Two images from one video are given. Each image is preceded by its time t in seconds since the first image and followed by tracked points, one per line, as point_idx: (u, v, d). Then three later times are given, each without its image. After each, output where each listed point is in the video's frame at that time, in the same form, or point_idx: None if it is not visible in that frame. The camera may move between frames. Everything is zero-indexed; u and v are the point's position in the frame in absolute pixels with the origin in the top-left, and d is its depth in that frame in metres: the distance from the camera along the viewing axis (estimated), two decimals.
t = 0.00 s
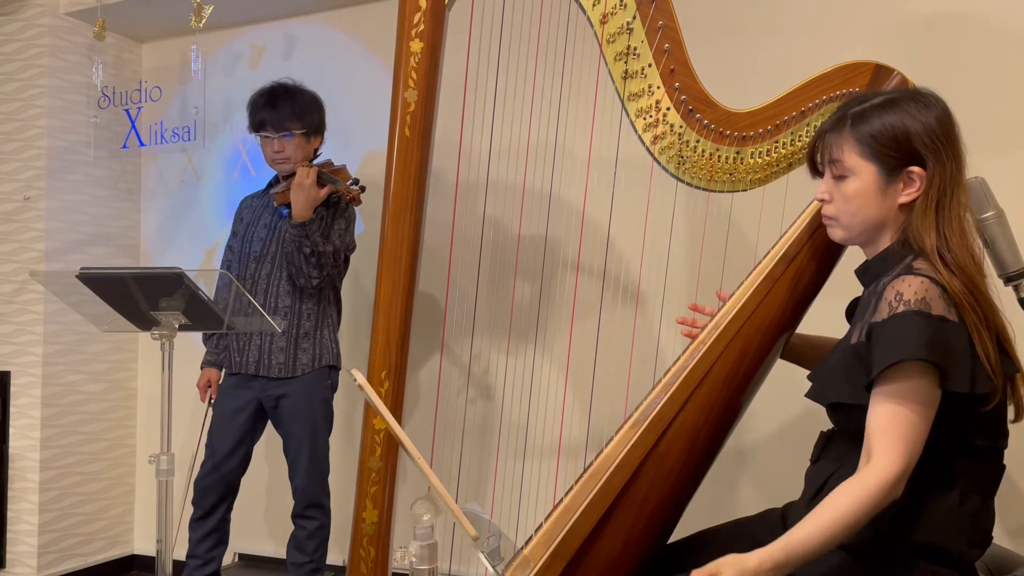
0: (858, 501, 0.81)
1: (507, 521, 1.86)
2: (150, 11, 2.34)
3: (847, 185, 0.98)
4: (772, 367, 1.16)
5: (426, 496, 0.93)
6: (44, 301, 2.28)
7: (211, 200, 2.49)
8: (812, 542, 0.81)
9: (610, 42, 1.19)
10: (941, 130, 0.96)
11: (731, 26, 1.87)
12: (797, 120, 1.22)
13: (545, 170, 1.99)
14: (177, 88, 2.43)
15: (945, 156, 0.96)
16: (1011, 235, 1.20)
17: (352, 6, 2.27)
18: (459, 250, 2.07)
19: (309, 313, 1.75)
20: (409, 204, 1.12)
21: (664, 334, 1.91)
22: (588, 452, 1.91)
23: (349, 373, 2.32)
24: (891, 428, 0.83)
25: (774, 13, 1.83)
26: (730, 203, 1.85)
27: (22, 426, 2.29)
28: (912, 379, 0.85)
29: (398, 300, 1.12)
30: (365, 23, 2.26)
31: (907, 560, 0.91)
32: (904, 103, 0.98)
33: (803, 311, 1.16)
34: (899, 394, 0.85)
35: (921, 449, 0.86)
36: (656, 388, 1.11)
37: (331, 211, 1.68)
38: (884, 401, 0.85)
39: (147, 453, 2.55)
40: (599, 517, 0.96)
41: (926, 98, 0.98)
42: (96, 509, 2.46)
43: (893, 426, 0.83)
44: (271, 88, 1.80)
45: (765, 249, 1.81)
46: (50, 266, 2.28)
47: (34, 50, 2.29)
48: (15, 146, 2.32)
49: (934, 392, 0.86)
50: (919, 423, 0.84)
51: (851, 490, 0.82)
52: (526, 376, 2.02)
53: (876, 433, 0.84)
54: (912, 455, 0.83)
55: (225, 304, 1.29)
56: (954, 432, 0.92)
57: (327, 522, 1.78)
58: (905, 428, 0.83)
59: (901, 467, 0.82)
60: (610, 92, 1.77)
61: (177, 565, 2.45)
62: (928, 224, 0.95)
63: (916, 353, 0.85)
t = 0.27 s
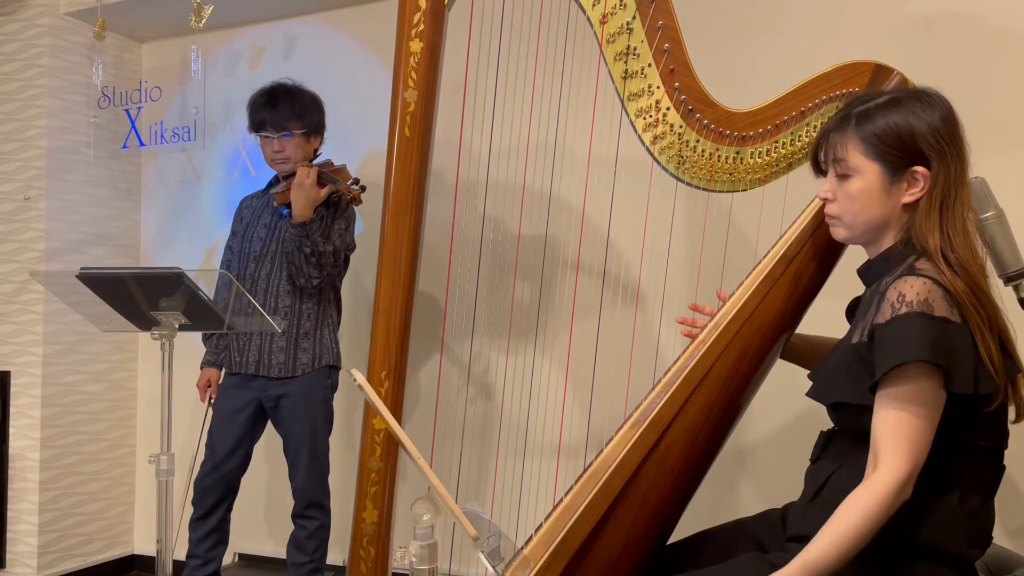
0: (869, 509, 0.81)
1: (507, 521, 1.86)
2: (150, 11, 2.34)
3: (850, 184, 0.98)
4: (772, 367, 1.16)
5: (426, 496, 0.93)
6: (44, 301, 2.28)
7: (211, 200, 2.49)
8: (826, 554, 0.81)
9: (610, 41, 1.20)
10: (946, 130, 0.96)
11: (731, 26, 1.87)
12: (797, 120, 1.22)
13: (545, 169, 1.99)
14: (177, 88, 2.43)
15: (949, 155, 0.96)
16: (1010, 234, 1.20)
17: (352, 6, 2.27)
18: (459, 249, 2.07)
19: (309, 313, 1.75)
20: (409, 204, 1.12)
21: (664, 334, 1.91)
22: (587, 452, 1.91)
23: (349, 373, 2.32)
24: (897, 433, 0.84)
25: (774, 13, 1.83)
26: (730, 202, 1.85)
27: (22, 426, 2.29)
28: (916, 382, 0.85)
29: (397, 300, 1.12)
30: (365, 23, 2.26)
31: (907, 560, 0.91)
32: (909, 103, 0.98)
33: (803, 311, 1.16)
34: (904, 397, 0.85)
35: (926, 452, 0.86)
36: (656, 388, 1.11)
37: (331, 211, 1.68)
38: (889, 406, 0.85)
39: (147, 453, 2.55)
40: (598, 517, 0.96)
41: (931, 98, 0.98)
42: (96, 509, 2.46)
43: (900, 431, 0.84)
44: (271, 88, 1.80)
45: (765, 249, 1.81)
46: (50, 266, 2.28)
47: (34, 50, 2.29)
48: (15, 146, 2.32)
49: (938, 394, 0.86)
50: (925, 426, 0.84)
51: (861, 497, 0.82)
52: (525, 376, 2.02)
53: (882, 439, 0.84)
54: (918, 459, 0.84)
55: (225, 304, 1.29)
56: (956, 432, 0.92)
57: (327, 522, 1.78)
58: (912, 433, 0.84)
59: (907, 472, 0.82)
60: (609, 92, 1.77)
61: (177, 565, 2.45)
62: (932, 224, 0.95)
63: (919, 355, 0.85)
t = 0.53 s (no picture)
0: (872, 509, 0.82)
1: (507, 521, 1.87)
2: (150, 11, 2.34)
3: (853, 183, 0.98)
4: (773, 367, 1.16)
5: (426, 496, 0.93)
6: (44, 301, 2.28)
7: (211, 200, 2.49)
8: (831, 556, 0.81)
9: (610, 41, 1.19)
10: (949, 130, 0.96)
11: (732, 26, 1.87)
12: (798, 120, 1.22)
13: (545, 169, 1.99)
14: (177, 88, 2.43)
15: (952, 156, 0.96)
16: (1010, 235, 1.20)
17: (352, 6, 2.27)
18: (460, 249, 2.08)
19: (309, 313, 1.75)
20: (409, 204, 1.12)
21: (664, 334, 1.91)
22: (587, 452, 1.91)
23: (349, 373, 2.32)
24: (899, 434, 0.84)
25: (773, 13, 1.83)
26: (731, 203, 1.85)
27: (22, 426, 2.29)
28: (917, 382, 0.85)
29: (398, 300, 1.12)
30: (365, 23, 2.26)
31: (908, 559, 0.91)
32: (912, 103, 0.98)
33: (803, 312, 1.16)
34: (905, 398, 0.85)
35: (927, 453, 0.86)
36: (657, 388, 1.11)
37: (331, 211, 1.68)
38: (890, 406, 0.86)
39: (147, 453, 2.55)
40: (598, 518, 0.96)
41: (934, 98, 0.98)
42: (96, 509, 2.46)
43: (902, 432, 0.84)
44: (271, 88, 1.80)
45: (766, 249, 1.81)
46: (50, 266, 2.28)
47: (34, 50, 2.29)
48: (15, 146, 2.32)
49: (940, 395, 0.86)
50: (926, 427, 0.84)
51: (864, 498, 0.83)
52: (525, 376, 2.02)
53: (883, 439, 0.85)
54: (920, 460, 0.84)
55: (225, 304, 1.29)
56: (956, 432, 0.92)
57: (327, 522, 1.78)
58: (914, 434, 0.84)
59: (909, 472, 0.83)
60: (610, 92, 1.77)
61: (177, 565, 2.45)
62: (934, 225, 0.95)
63: (920, 355, 0.85)
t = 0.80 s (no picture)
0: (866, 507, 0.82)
1: (507, 521, 1.87)
2: (151, 11, 2.34)
3: (855, 182, 0.99)
4: (773, 368, 1.16)
5: (426, 496, 0.93)
6: (44, 301, 2.28)
7: (211, 200, 2.49)
8: (827, 554, 0.82)
9: (612, 42, 1.19)
10: (951, 131, 0.96)
11: (732, 26, 1.87)
12: (799, 120, 1.22)
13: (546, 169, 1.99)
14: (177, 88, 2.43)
15: (955, 156, 0.96)
16: (1011, 235, 1.20)
17: (353, 6, 2.27)
18: (460, 249, 2.08)
19: (309, 313, 1.75)
20: (410, 204, 1.12)
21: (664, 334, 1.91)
22: (588, 452, 1.91)
23: (349, 373, 2.32)
24: (895, 433, 0.84)
25: (773, 13, 1.83)
26: (732, 203, 1.85)
27: (22, 426, 2.29)
28: (914, 382, 0.85)
29: (399, 300, 1.12)
30: (366, 24, 2.26)
31: (907, 558, 0.91)
32: (915, 103, 0.98)
33: (803, 313, 1.16)
34: (901, 397, 0.85)
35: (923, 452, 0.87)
36: (657, 388, 1.11)
37: (331, 211, 1.68)
38: (887, 405, 0.86)
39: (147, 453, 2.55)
40: (598, 518, 0.96)
41: (937, 98, 0.98)
42: (96, 509, 2.46)
43: (898, 431, 0.84)
44: (271, 89, 1.80)
45: (766, 249, 1.81)
46: (50, 266, 2.28)
47: (34, 50, 2.29)
48: (15, 146, 2.32)
49: (937, 395, 0.86)
50: (922, 427, 0.84)
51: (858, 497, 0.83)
52: (526, 376, 2.02)
53: (879, 438, 0.85)
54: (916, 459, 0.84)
55: (225, 304, 1.29)
56: (955, 432, 0.92)
57: (327, 522, 1.78)
58: (910, 433, 0.84)
59: (903, 472, 0.83)
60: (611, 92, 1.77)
61: (177, 565, 2.45)
62: (935, 225, 0.95)
63: (917, 355, 0.85)
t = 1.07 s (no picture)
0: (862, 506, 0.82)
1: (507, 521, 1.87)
2: (151, 11, 2.34)
3: (856, 181, 0.99)
4: (773, 369, 1.16)
5: (426, 496, 0.93)
6: (44, 301, 2.28)
7: (210, 200, 2.49)
8: (821, 553, 0.83)
9: (614, 42, 1.20)
10: (953, 131, 0.97)
11: (733, 26, 1.88)
12: (801, 121, 1.22)
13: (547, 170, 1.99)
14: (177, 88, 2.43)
15: (955, 157, 0.96)
16: (1010, 235, 1.20)
17: (353, 6, 2.27)
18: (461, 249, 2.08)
19: (309, 313, 1.76)
20: (411, 204, 1.12)
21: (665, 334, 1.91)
22: (588, 452, 1.91)
23: (349, 373, 2.32)
24: (894, 433, 0.84)
25: (773, 13, 1.83)
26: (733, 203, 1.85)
27: (22, 426, 2.29)
28: (913, 382, 0.85)
29: (400, 300, 1.12)
30: (366, 24, 2.26)
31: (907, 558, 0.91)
32: (917, 103, 0.98)
33: (804, 314, 1.16)
34: (900, 397, 0.85)
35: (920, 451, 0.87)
36: (658, 388, 1.11)
37: (331, 211, 1.68)
38: (885, 404, 0.86)
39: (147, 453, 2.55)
40: (599, 518, 0.96)
41: (939, 99, 0.98)
42: (96, 509, 2.46)
43: (896, 431, 0.84)
44: (272, 89, 1.80)
45: (768, 249, 1.80)
46: (50, 265, 2.28)
47: (34, 50, 2.29)
48: (15, 146, 2.32)
49: (936, 394, 0.86)
50: (918, 426, 0.85)
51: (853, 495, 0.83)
52: (527, 375, 2.01)
53: (877, 436, 0.85)
54: (913, 458, 0.84)
55: (225, 304, 1.29)
56: (954, 432, 0.92)
57: (327, 522, 1.78)
58: (908, 433, 0.84)
59: (900, 471, 0.83)
60: (611, 92, 1.77)
61: (177, 565, 2.46)
62: (935, 225, 0.95)
63: (915, 355, 0.85)
